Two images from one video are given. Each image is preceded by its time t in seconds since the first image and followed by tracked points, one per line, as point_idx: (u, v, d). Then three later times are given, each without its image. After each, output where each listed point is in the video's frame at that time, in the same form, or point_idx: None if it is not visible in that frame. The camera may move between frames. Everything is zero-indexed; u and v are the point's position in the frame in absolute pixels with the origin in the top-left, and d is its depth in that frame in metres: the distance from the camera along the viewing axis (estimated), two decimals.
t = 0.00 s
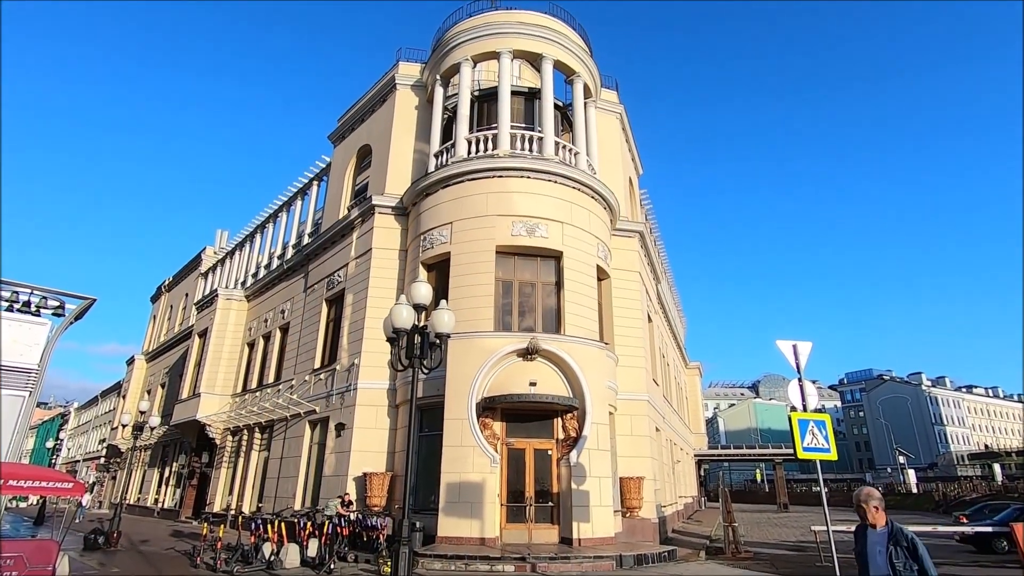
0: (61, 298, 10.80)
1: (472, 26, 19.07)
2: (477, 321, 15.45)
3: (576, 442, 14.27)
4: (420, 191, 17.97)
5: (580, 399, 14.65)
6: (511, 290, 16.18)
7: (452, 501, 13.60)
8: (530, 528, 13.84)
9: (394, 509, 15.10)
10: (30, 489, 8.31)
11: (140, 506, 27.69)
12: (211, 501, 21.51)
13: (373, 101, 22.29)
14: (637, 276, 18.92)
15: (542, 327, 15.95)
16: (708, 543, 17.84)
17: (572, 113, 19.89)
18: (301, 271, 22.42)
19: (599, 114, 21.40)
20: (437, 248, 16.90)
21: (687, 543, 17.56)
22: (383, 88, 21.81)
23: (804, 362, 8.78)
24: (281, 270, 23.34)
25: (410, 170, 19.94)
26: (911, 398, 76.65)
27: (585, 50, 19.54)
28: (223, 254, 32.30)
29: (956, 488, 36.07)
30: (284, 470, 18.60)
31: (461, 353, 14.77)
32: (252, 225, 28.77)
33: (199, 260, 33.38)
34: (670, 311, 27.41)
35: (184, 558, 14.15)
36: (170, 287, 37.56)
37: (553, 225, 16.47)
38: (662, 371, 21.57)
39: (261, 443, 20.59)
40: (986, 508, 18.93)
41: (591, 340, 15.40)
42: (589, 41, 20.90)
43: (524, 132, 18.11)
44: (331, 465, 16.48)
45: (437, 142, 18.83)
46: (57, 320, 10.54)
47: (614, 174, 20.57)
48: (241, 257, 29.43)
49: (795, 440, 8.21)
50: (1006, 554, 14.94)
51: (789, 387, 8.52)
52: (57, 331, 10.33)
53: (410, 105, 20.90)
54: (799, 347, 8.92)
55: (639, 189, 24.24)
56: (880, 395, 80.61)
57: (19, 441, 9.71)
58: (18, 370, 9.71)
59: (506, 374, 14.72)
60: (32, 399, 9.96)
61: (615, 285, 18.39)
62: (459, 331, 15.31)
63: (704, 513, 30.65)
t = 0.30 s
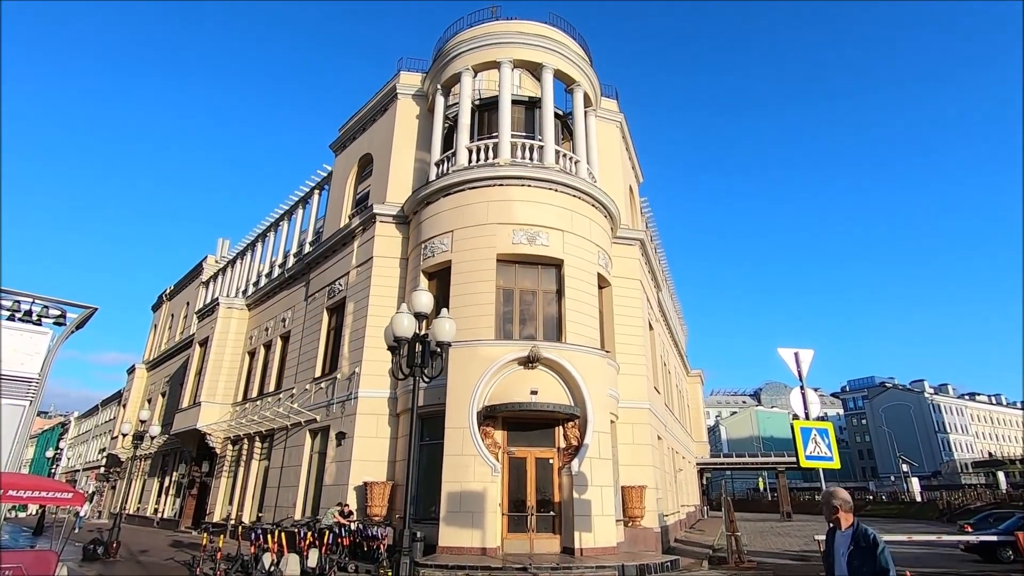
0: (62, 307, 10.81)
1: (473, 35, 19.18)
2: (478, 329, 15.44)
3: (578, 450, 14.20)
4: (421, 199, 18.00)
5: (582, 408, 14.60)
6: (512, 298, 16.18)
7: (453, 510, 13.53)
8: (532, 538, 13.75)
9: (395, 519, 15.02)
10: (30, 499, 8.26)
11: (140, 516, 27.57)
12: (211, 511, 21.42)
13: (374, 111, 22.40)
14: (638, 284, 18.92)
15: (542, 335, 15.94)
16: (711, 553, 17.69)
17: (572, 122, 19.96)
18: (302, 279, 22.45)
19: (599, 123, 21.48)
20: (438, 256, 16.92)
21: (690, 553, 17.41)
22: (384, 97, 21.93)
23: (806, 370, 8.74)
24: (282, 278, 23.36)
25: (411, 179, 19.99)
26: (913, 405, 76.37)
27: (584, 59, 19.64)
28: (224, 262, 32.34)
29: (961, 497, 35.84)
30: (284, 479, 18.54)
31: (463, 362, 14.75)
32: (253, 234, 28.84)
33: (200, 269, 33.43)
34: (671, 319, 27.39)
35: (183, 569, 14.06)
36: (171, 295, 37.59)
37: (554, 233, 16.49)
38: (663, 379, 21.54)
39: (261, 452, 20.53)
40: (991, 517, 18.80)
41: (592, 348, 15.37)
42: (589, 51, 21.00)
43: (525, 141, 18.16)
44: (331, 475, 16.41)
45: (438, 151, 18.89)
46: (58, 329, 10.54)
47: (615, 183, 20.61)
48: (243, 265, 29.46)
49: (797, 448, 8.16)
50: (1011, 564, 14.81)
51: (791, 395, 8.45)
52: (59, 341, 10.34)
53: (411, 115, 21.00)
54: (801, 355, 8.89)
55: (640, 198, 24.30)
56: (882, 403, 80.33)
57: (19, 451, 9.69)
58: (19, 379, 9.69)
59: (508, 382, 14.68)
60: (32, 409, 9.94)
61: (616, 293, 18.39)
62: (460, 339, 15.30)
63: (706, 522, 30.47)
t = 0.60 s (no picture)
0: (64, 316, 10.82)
1: (474, 44, 19.28)
2: (479, 336, 15.41)
3: (579, 458, 14.14)
4: (422, 207, 18.03)
5: (584, 416, 14.55)
6: (513, 305, 16.17)
7: (454, 519, 13.47)
8: (534, 546, 13.67)
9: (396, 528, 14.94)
10: (30, 509, 8.21)
11: (140, 524, 27.48)
12: (211, 520, 21.33)
13: (375, 119, 22.47)
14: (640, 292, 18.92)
15: (544, 342, 15.92)
16: (714, 561, 17.57)
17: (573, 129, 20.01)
18: (303, 287, 22.47)
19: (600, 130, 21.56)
20: (439, 263, 16.93)
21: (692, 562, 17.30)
22: (385, 105, 22.02)
23: (808, 377, 8.70)
24: (283, 286, 23.39)
25: (412, 187, 20.04)
26: (916, 412, 76.08)
27: (584, 67, 19.73)
28: (225, 270, 32.39)
29: (965, 504, 35.66)
30: (285, 488, 18.46)
31: (464, 369, 14.72)
32: (254, 242, 28.88)
33: (201, 277, 33.47)
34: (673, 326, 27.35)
35: None
36: (172, 303, 37.62)
37: (554, 240, 16.50)
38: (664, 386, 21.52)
39: (262, 460, 20.47)
40: (996, 524, 18.67)
41: (594, 355, 15.33)
42: (589, 59, 21.08)
43: (525, 148, 18.21)
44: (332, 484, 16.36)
45: (439, 158, 18.94)
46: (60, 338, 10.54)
47: (615, 190, 20.67)
48: (244, 273, 29.48)
49: (800, 455, 8.09)
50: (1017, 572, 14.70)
51: (794, 402, 8.43)
52: (61, 349, 10.33)
53: (412, 123, 21.07)
54: (803, 362, 8.85)
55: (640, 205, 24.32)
56: (885, 410, 80.04)
57: (19, 459, 9.65)
58: (20, 387, 9.66)
59: (509, 390, 14.64)
60: (33, 417, 9.91)
61: (618, 301, 18.40)
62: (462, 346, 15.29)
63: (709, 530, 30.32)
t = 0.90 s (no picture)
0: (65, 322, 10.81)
1: (473, 52, 19.37)
2: (480, 342, 15.40)
3: (580, 465, 14.09)
4: (423, 213, 18.05)
5: (585, 422, 14.51)
6: (514, 311, 16.16)
7: (455, 526, 13.41)
8: (535, 553, 13.60)
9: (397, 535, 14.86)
10: (29, 516, 8.18)
11: (140, 532, 27.39)
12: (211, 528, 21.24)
13: (377, 125, 22.53)
14: (640, 297, 18.93)
15: (545, 348, 15.91)
16: (716, 569, 17.47)
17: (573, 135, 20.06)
18: (304, 293, 22.47)
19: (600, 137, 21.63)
20: (440, 269, 16.94)
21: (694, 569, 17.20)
22: (386, 112, 22.09)
23: (809, 382, 8.68)
24: (284, 292, 23.38)
25: (413, 193, 20.09)
26: (919, 418, 75.83)
27: (584, 73, 19.80)
28: (227, 277, 32.42)
29: (968, 510, 35.47)
30: (285, 495, 18.39)
31: (465, 375, 14.70)
32: (256, 248, 28.91)
33: (203, 283, 33.49)
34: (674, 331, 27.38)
35: None
36: (173, 310, 37.63)
37: (555, 246, 16.51)
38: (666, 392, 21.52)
39: (263, 467, 20.42)
40: (1000, 530, 18.58)
41: (595, 361, 15.31)
42: (589, 65, 21.16)
43: (526, 154, 18.24)
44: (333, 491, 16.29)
45: (439, 165, 18.98)
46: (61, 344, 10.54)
47: (615, 196, 20.72)
48: (246, 279, 29.50)
49: (802, 461, 8.06)
50: None
51: (795, 408, 8.41)
52: (62, 356, 10.33)
53: (413, 130, 21.14)
54: (804, 367, 8.83)
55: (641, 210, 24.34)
56: (887, 415, 79.79)
57: (19, 466, 9.61)
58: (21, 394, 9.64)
59: (510, 396, 14.61)
60: (33, 424, 9.87)
61: (619, 306, 18.40)
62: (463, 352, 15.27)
63: (711, 537, 30.18)
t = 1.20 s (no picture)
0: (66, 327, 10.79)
1: (474, 58, 19.44)
2: (481, 348, 15.39)
3: (582, 470, 14.05)
4: (424, 218, 18.07)
5: (586, 427, 14.47)
6: (515, 316, 16.15)
7: (456, 532, 13.37)
8: (536, 559, 13.55)
9: (398, 541, 14.82)
10: (29, 522, 8.16)
11: (140, 538, 27.34)
12: (211, 534, 21.19)
13: (378, 131, 22.58)
14: (642, 303, 18.91)
15: (546, 353, 15.89)
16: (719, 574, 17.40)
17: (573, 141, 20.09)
18: (305, 298, 22.48)
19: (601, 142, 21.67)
20: (440, 275, 16.94)
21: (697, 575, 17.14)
22: (387, 117, 22.14)
23: (812, 387, 8.67)
24: (285, 297, 23.39)
25: (415, 198, 20.12)
26: (922, 422, 75.52)
27: (584, 78, 19.84)
28: (228, 282, 32.47)
29: (972, 516, 35.31)
30: (286, 501, 18.34)
31: (466, 380, 14.68)
32: (257, 253, 28.94)
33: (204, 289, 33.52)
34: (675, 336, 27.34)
35: None
36: (175, 315, 37.67)
37: (556, 251, 16.52)
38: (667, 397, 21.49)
39: (264, 473, 20.40)
40: (1003, 536, 18.52)
41: (596, 366, 15.28)
42: (589, 70, 21.20)
43: (527, 159, 18.27)
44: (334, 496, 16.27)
45: (440, 170, 19.02)
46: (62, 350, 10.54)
47: (616, 201, 20.75)
48: (247, 284, 29.52)
49: (804, 467, 8.04)
50: None
51: (798, 413, 8.39)
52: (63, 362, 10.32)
53: (414, 135, 21.19)
54: (806, 372, 8.82)
55: (642, 215, 24.36)
56: (889, 420, 79.58)
57: (20, 472, 9.59)
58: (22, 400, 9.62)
59: (511, 401, 14.59)
60: (34, 430, 9.85)
61: (620, 311, 18.39)
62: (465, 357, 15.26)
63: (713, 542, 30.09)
